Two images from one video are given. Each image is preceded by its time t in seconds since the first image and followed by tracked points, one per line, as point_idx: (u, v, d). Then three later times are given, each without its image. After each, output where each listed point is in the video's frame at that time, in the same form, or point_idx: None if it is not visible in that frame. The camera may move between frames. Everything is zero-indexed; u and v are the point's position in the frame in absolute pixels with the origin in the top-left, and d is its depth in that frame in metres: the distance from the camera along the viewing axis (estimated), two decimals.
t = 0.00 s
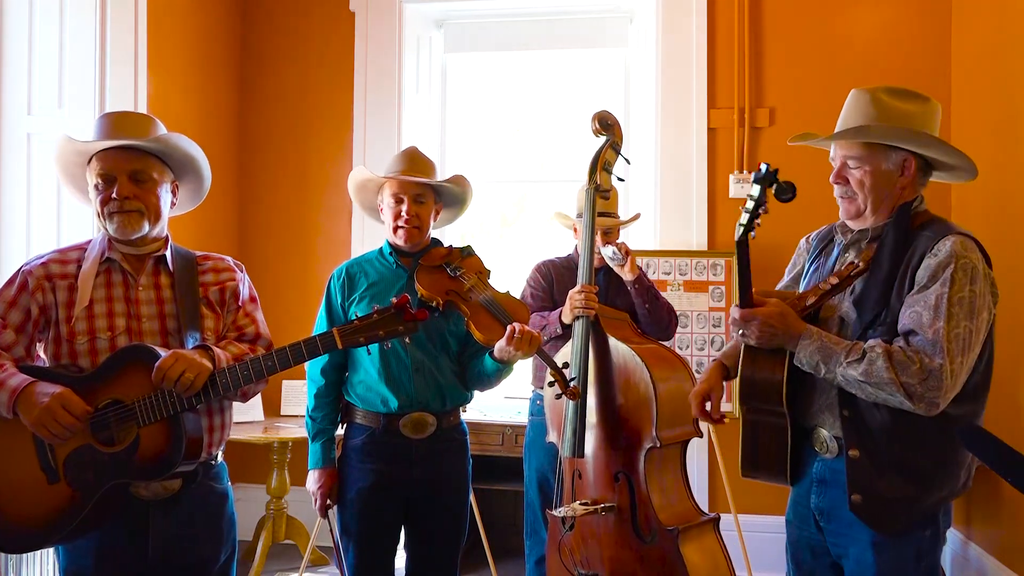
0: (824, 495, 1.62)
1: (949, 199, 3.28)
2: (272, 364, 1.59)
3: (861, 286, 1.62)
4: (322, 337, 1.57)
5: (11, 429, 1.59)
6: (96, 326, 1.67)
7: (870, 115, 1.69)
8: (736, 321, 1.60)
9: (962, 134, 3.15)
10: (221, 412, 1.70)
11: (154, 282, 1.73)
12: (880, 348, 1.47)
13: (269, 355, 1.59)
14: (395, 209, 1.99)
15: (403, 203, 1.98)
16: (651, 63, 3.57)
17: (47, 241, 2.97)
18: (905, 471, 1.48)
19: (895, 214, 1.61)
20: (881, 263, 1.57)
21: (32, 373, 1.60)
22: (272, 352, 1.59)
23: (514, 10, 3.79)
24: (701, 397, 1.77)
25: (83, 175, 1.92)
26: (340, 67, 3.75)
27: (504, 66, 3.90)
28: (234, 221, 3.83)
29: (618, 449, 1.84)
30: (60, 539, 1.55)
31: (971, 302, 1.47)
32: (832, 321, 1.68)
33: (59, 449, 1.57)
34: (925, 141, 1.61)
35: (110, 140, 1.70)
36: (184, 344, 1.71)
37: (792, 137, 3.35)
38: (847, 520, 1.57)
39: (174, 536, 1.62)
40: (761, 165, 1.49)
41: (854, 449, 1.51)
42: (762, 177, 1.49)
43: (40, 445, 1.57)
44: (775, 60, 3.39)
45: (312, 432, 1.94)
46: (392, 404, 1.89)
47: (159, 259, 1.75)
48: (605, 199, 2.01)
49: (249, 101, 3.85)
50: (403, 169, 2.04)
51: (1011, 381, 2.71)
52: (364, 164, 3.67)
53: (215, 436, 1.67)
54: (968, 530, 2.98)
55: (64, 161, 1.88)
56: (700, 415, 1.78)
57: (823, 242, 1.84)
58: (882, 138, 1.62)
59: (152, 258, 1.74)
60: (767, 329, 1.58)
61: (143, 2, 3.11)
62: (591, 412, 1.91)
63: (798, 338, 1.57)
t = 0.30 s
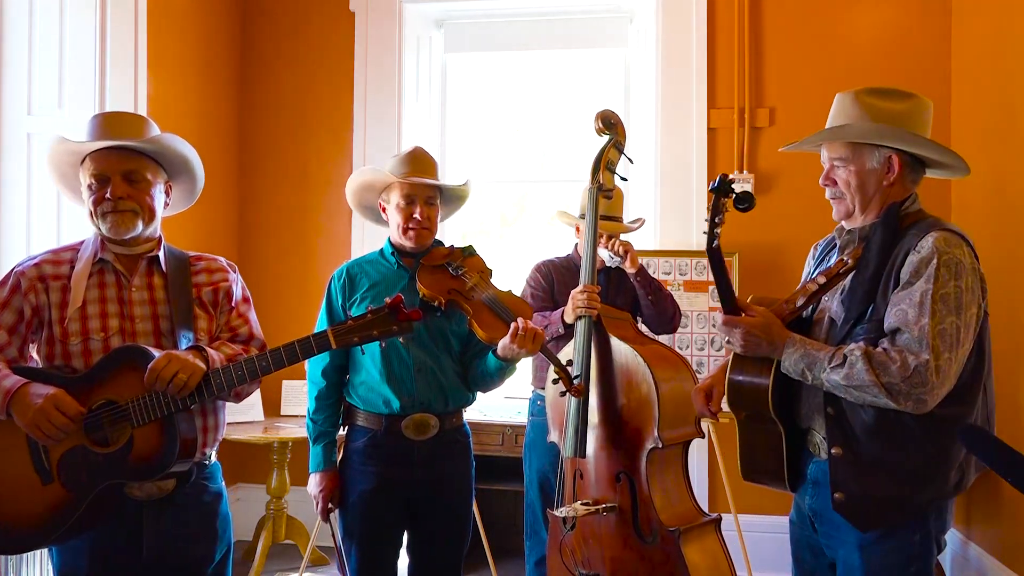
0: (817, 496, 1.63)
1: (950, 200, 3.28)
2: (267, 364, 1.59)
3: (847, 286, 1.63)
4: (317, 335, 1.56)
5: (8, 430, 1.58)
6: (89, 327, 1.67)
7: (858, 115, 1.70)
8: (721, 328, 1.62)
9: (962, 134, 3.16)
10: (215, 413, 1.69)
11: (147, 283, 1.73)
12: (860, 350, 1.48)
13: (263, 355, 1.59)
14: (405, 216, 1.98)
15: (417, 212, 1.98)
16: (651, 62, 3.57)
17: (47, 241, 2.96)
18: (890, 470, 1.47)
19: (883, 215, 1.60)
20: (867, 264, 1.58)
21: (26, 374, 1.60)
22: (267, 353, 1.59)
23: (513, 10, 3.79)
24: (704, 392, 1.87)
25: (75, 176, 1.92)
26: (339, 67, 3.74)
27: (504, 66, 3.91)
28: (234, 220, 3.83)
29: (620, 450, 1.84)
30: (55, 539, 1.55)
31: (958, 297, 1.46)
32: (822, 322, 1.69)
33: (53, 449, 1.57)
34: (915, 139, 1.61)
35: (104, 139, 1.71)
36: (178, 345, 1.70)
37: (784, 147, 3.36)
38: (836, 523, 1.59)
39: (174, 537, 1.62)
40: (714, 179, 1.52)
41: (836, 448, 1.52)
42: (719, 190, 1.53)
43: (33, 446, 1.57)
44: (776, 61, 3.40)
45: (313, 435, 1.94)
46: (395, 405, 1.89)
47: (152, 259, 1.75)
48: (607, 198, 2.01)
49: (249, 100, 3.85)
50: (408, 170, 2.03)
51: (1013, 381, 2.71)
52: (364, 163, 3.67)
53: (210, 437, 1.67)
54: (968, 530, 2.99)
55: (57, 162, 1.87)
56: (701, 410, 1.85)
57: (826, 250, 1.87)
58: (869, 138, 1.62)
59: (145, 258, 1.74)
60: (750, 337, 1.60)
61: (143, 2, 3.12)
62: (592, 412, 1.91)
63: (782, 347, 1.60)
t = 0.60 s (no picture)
0: (810, 496, 1.63)
1: (950, 200, 3.28)
2: (261, 364, 1.58)
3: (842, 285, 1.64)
4: (312, 335, 1.56)
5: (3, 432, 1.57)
6: (81, 328, 1.67)
7: (856, 115, 1.70)
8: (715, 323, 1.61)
9: (962, 134, 3.16)
10: (206, 414, 1.70)
11: (139, 284, 1.73)
12: (849, 347, 1.48)
13: (259, 355, 1.58)
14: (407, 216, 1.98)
15: (421, 212, 1.98)
16: (651, 62, 3.57)
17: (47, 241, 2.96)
18: (881, 469, 1.47)
19: (879, 215, 1.60)
20: (862, 262, 1.58)
21: (16, 376, 1.59)
22: (261, 352, 1.58)
23: (514, 10, 3.79)
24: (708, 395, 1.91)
25: (64, 177, 1.92)
26: (339, 67, 3.74)
27: (504, 66, 3.91)
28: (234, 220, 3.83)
29: (621, 451, 1.84)
30: (50, 540, 1.56)
31: (950, 295, 1.46)
32: (817, 322, 1.70)
33: (46, 452, 1.56)
34: (911, 139, 1.61)
35: (97, 141, 1.71)
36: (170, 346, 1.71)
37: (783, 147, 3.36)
38: (830, 523, 1.59)
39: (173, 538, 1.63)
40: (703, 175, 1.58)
41: (828, 444, 1.53)
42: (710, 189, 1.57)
43: (26, 450, 1.56)
44: (776, 61, 3.40)
45: (315, 438, 1.93)
46: (397, 406, 1.89)
47: (144, 260, 1.75)
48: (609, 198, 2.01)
49: (248, 100, 3.85)
50: (407, 169, 2.03)
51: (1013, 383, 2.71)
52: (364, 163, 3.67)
53: (199, 438, 1.68)
54: (968, 530, 2.99)
55: (47, 162, 1.86)
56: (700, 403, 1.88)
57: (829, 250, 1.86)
58: (864, 138, 1.62)
59: (137, 259, 1.74)
60: (744, 332, 1.61)
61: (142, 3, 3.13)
62: (592, 412, 1.91)
63: (774, 343, 1.60)
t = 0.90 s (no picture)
0: (812, 497, 1.63)
1: (950, 200, 3.29)
2: (259, 363, 1.58)
3: (845, 286, 1.64)
4: (309, 333, 1.56)
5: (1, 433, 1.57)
6: (76, 328, 1.67)
7: (856, 115, 1.71)
8: (718, 324, 1.62)
9: (962, 134, 3.16)
10: (202, 414, 1.68)
11: (133, 285, 1.73)
12: (854, 351, 1.48)
13: (256, 354, 1.58)
14: (407, 214, 1.97)
15: (421, 211, 1.98)
16: (651, 62, 3.57)
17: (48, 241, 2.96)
18: (884, 471, 1.47)
19: (880, 216, 1.61)
20: (864, 263, 1.58)
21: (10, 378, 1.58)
22: (259, 352, 1.58)
23: (513, 11, 3.79)
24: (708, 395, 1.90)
25: (57, 177, 1.91)
26: (339, 67, 3.74)
27: (504, 66, 3.91)
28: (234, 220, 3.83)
29: (621, 450, 1.84)
30: (47, 542, 1.56)
31: (954, 297, 1.47)
32: (819, 323, 1.71)
33: (42, 452, 1.57)
34: (912, 139, 1.61)
35: (89, 141, 1.70)
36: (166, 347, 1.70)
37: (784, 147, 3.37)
38: (831, 524, 1.59)
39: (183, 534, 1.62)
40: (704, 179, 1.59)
41: (831, 446, 1.53)
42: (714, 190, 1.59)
43: (21, 448, 1.56)
44: (776, 61, 3.40)
45: (314, 439, 1.93)
46: (398, 404, 1.89)
47: (138, 261, 1.75)
48: (609, 198, 2.02)
49: (248, 100, 3.85)
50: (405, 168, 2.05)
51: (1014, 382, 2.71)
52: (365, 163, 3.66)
53: (196, 439, 1.67)
54: (968, 530, 2.99)
55: (40, 162, 1.86)
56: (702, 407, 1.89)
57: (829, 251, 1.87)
58: (864, 138, 1.62)
59: (130, 260, 1.74)
60: (748, 336, 1.61)
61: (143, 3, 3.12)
62: (594, 412, 1.91)
63: (778, 347, 1.60)
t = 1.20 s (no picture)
0: (817, 497, 1.63)
1: (950, 200, 3.29)
2: (264, 363, 1.59)
3: (852, 287, 1.64)
4: (313, 332, 1.56)
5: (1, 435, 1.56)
6: (76, 330, 1.67)
7: (861, 115, 1.70)
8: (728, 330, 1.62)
9: (962, 134, 3.16)
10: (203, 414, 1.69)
11: (132, 284, 1.72)
12: (865, 354, 1.48)
13: (261, 354, 1.58)
14: (402, 217, 1.98)
15: (416, 212, 1.98)
16: (651, 63, 3.57)
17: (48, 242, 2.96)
18: (891, 472, 1.48)
19: (887, 215, 1.61)
20: (871, 264, 1.58)
21: (12, 382, 1.57)
22: (265, 351, 1.58)
23: (514, 11, 3.79)
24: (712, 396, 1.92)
25: (49, 176, 1.90)
26: (339, 67, 3.74)
27: (504, 66, 3.91)
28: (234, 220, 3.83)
29: (621, 450, 1.84)
30: (54, 544, 1.55)
31: (964, 299, 1.47)
32: (824, 324, 1.70)
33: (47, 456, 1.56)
34: (916, 139, 1.61)
35: (81, 141, 1.70)
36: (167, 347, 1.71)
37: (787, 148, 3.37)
38: (837, 525, 1.58)
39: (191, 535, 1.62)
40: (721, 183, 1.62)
41: (838, 448, 1.52)
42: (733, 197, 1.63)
43: (26, 452, 1.55)
44: (775, 61, 3.40)
45: (312, 441, 1.93)
46: (395, 407, 1.89)
47: (135, 260, 1.74)
48: (610, 198, 2.01)
49: (248, 100, 3.85)
50: (396, 168, 2.02)
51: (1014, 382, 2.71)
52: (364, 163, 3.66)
53: (200, 437, 1.68)
54: (968, 530, 2.99)
55: (32, 163, 1.85)
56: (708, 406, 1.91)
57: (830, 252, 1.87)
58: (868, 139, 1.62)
59: (128, 259, 1.74)
60: (757, 339, 1.60)
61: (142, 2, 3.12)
62: (596, 413, 1.91)
63: (787, 351, 1.59)
